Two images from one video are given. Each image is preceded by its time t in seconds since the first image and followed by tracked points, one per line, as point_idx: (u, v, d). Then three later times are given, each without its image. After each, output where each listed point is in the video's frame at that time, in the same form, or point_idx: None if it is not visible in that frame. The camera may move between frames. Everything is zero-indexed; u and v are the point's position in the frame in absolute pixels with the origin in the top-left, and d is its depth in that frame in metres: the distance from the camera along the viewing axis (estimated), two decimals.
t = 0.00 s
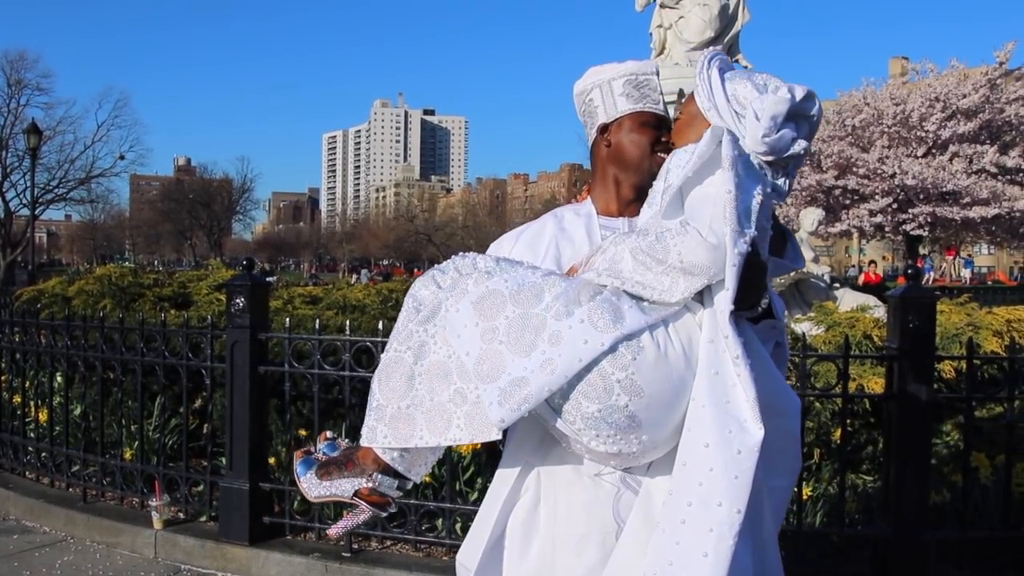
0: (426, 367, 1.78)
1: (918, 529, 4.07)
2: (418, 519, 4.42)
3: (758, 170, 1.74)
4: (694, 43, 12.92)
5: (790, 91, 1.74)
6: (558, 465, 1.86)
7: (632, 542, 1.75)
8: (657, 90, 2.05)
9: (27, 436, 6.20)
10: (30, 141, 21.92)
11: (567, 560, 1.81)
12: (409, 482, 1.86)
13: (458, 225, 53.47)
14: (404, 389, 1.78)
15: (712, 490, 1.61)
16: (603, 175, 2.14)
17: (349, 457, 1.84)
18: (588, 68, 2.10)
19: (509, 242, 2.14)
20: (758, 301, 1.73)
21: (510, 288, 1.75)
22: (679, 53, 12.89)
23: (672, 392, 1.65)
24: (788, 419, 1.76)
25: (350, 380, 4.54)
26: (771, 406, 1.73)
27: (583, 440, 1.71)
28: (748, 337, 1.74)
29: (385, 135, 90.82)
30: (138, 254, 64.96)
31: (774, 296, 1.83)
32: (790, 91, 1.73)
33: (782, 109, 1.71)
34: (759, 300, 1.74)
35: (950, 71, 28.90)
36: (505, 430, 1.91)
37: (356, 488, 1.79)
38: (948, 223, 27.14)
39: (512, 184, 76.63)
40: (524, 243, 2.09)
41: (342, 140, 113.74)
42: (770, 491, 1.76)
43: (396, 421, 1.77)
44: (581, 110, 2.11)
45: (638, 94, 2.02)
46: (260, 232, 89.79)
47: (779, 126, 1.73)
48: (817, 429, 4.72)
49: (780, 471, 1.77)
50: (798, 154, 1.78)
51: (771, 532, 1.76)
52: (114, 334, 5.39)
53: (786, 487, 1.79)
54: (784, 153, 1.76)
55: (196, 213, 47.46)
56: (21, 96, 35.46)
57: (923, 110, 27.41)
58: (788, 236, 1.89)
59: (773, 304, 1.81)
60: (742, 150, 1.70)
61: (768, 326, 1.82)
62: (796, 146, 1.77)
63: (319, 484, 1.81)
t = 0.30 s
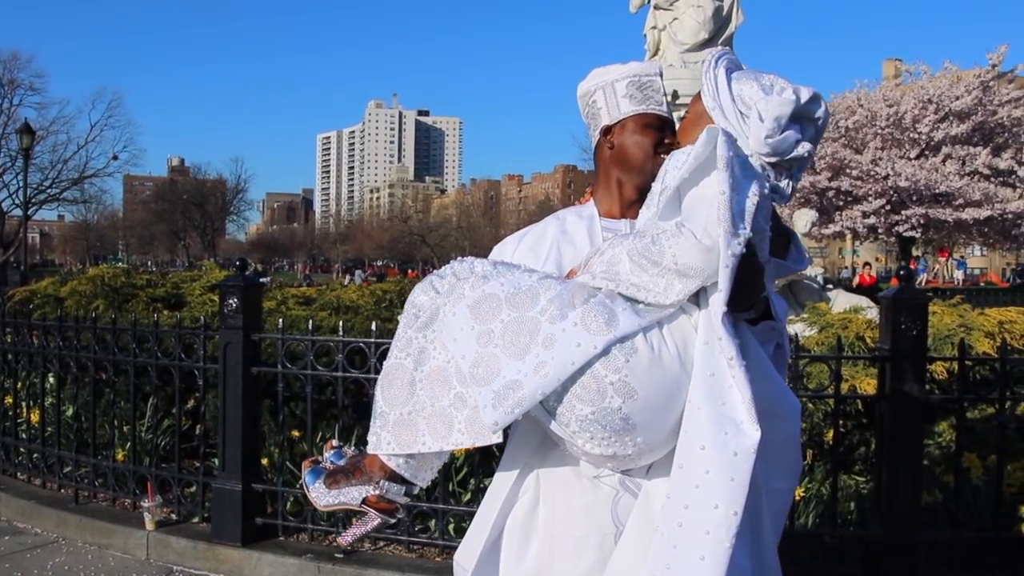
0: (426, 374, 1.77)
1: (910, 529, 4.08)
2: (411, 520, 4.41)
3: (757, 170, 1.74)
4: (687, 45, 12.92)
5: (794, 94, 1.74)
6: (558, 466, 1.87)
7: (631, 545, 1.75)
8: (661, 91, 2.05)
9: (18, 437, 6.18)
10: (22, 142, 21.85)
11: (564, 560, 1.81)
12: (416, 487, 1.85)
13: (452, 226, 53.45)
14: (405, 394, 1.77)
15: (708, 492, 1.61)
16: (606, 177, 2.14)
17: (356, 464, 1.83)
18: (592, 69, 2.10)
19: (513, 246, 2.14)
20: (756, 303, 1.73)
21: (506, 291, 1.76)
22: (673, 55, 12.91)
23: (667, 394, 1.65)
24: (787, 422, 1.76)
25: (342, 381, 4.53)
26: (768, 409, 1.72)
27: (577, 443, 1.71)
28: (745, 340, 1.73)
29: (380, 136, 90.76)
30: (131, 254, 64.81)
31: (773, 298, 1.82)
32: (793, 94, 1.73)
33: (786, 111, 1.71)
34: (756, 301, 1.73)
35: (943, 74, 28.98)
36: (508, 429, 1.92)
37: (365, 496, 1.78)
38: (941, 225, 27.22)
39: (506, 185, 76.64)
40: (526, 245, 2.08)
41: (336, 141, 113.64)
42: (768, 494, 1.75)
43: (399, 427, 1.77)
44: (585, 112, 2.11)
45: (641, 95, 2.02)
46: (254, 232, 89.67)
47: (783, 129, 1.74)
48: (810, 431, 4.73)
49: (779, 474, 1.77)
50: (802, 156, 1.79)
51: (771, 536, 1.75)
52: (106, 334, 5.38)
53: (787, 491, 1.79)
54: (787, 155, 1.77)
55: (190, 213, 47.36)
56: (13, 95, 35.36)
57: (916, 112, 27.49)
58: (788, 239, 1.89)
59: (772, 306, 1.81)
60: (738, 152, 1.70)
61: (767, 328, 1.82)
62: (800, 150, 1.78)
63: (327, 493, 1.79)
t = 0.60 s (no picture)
0: (424, 380, 1.79)
1: (900, 530, 4.09)
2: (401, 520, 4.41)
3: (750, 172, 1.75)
4: (680, 47, 12.91)
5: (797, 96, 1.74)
6: (553, 467, 1.87)
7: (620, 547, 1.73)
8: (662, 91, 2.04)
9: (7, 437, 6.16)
10: (13, 141, 21.79)
11: (556, 560, 1.81)
12: (421, 491, 1.87)
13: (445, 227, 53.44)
14: (404, 402, 1.80)
15: (700, 494, 1.61)
16: (608, 178, 2.13)
17: (361, 474, 1.86)
18: (594, 69, 2.08)
19: (513, 247, 2.11)
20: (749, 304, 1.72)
21: (498, 295, 1.76)
22: (666, 57, 12.93)
23: (657, 395, 1.65)
24: (783, 425, 1.75)
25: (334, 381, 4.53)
26: (762, 411, 1.72)
27: (568, 447, 1.73)
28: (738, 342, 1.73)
29: (373, 137, 90.69)
30: (124, 254, 64.62)
31: (770, 300, 1.82)
32: (796, 96, 1.73)
33: (787, 114, 1.71)
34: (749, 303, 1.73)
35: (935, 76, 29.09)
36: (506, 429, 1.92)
37: (371, 504, 1.81)
38: (933, 226, 27.32)
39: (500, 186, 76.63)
40: (525, 248, 2.06)
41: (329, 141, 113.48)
42: (762, 497, 1.75)
43: (399, 434, 1.79)
44: (588, 113, 2.10)
45: (642, 96, 2.00)
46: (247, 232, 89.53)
47: (783, 131, 1.75)
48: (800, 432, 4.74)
49: (774, 477, 1.77)
50: (802, 160, 1.79)
51: (764, 538, 1.76)
52: (96, 334, 5.36)
53: (781, 493, 1.79)
54: (786, 158, 1.78)
55: (182, 213, 47.25)
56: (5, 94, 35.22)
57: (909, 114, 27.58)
58: (786, 241, 1.88)
59: (768, 307, 1.80)
60: (730, 153, 1.70)
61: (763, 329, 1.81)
62: (800, 154, 1.78)
63: (336, 504, 1.82)
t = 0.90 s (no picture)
0: (413, 387, 1.82)
1: (883, 529, 4.11)
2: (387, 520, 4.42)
3: (733, 172, 1.75)
4: (666, 48, 12.93)
5: (790, 94, 1.76)
6: (538, 465, 1.87)
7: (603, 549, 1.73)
8: (661, 90, 2.01)
9: None
10: None
11: (539, 558, 1.82)
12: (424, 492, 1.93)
13: (431, 227, 53.39)
14: (396, 409, 1.83)
15: (678, 495, 1.61)
16: (604, 179, 2.08)
17: (364, 482, 1.92)
18: (592, 68, 2.06)
19: (507, 246, 2.11)
20: (729, 305, 1.72)
21: (479, 297, 1.78)
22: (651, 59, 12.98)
23: (633, 396, 1.66)
24: (767, 426, 1.74)
25: (319, 380, 4.51)
26: (743, 413, 1.72)
27: (543, 448, 1.74)
28: (719, 343, 1.73)
29: (360, 136, 90.50)
30: (107, 253, 64.22)
31: (756, 300, 1.81)
32: (789, 95, 1.75)
33: (781, 113, 1.73)
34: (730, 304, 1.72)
35: (919, 78, 29.30)
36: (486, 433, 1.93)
37: (376, 514, 1.88)
38: (916, 227, 27.50)
39: (486, 187, 76.63)
40: (520, 246, 2.07)
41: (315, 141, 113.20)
42: (746, 499, 1.76)
43: (393, 443, 1.83)
44: (585, 112, 2.07)
45: (639, 95, 1.98)
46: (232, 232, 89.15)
47: (776, 130, 1.76)
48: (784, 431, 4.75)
49: (759, 477, 1.77)
50: (796, 159, 1.79)
51: (748, 538, 1.76)
52: (79, 334, 5.33)
53: (767, 493, 1.78)
54: (779, 157, 1.78)
55: (166, 212, 46.98)
56: None
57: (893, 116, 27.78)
58: (773, 244, 1.89)
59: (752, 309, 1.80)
60: (710, 153, 1.71)
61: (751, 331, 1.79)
62: (793, 153, 1.78)
63: (344, 516, 1.89)
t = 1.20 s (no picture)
0: (406, 387, 1.83)
1: (874, 528, 4.13)
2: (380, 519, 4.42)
3: (719, 170, 1.75)
4: (658, 47, 12.95)
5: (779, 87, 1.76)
6: (529, 461, 1.87)
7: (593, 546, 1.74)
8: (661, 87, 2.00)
9: None
10: None
11: (528, 554, 1.82)
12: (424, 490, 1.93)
13: (424, 226, 53.36)
14: (393, 408, 1.84)
15: (662, 495, 1.61)
16: (602, 176, 2.07)
17: (365, 481, 1.93)
18: (593, 64, 2.06)
19: (504, 243, 2.10)
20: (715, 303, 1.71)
21: (467, 297, 1.80)
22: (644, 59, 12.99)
23: (616, 395, 1.66)
24: (756, 425, 1.74)
25: (311, 380, 4.50)
26: (731, 412, 1.72)
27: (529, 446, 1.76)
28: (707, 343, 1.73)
29: (353, 136, 90.37)
30: (99, 252, 64.00)
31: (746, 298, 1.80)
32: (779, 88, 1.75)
33: (770, 108, 1.74)
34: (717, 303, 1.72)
35: (911, 78, 29.39)
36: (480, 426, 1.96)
37: (376, 512, 1.88)
38: (908, 227, 27.58)
39: (479, 186, 76.59)
40: (515, 242, 2.05)
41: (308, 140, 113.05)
42: (737, 498, 1.76)
43: (392, 440, 1.84)
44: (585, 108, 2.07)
45: (638, 92, 1.97)
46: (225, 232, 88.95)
47: (764, 124, 1.76)
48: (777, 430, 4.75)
49: (748, 476, 1.76)
50: (787, 154, 1.79)
51: (739, 538, 1.76)
52: (71, 333, 5.32)
53: (758, 493, 1.78)
54: (770, 153, 1.78)
55: (159, 212, 46.84)
56: None
57: (885, 115, 27.88)
58: (766, 242, 1.89)
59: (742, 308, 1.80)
60: (694, 151, 1.72)
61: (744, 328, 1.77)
62: (784, 148, 1.78)
63: (345, 516, 1.89)
